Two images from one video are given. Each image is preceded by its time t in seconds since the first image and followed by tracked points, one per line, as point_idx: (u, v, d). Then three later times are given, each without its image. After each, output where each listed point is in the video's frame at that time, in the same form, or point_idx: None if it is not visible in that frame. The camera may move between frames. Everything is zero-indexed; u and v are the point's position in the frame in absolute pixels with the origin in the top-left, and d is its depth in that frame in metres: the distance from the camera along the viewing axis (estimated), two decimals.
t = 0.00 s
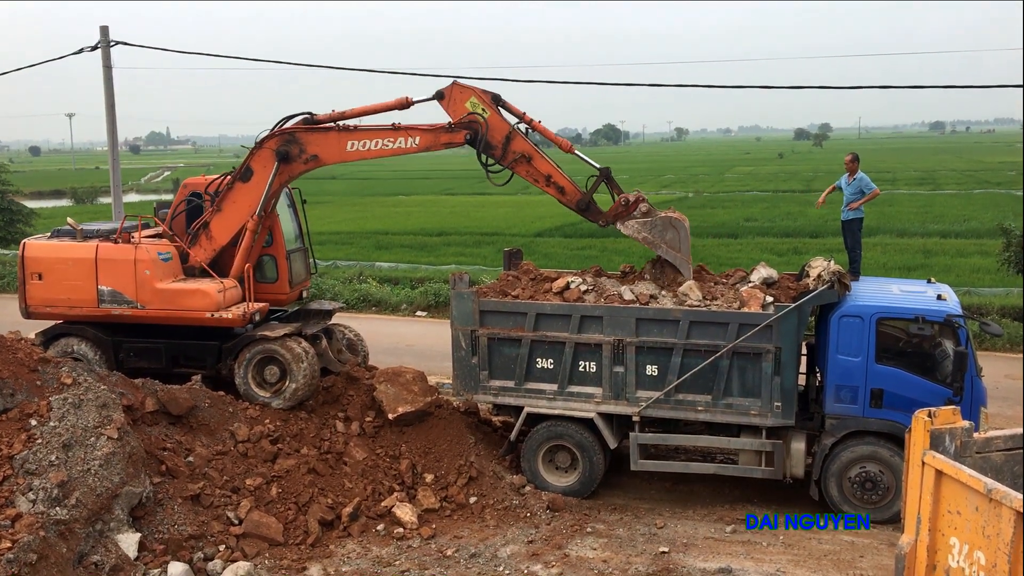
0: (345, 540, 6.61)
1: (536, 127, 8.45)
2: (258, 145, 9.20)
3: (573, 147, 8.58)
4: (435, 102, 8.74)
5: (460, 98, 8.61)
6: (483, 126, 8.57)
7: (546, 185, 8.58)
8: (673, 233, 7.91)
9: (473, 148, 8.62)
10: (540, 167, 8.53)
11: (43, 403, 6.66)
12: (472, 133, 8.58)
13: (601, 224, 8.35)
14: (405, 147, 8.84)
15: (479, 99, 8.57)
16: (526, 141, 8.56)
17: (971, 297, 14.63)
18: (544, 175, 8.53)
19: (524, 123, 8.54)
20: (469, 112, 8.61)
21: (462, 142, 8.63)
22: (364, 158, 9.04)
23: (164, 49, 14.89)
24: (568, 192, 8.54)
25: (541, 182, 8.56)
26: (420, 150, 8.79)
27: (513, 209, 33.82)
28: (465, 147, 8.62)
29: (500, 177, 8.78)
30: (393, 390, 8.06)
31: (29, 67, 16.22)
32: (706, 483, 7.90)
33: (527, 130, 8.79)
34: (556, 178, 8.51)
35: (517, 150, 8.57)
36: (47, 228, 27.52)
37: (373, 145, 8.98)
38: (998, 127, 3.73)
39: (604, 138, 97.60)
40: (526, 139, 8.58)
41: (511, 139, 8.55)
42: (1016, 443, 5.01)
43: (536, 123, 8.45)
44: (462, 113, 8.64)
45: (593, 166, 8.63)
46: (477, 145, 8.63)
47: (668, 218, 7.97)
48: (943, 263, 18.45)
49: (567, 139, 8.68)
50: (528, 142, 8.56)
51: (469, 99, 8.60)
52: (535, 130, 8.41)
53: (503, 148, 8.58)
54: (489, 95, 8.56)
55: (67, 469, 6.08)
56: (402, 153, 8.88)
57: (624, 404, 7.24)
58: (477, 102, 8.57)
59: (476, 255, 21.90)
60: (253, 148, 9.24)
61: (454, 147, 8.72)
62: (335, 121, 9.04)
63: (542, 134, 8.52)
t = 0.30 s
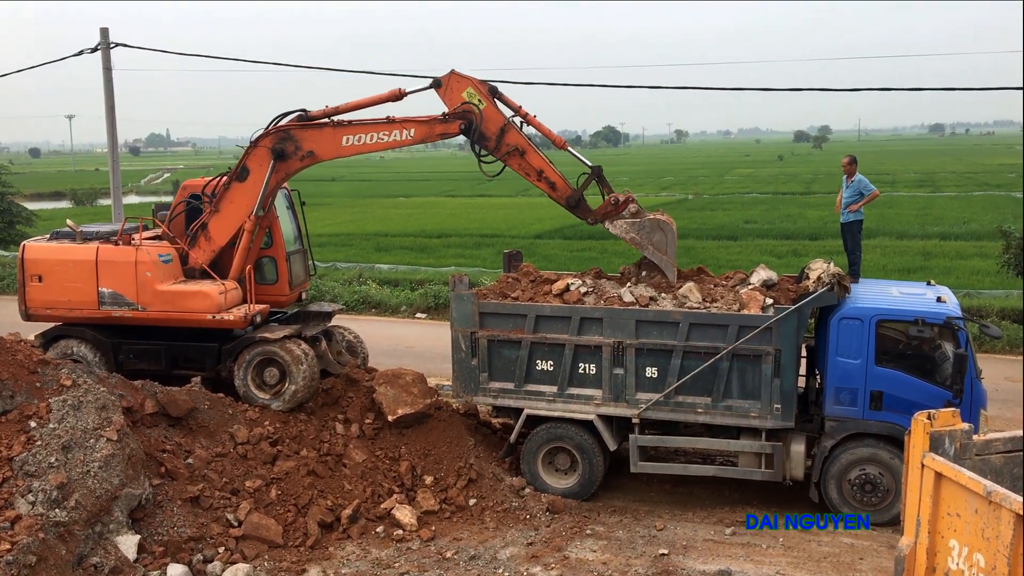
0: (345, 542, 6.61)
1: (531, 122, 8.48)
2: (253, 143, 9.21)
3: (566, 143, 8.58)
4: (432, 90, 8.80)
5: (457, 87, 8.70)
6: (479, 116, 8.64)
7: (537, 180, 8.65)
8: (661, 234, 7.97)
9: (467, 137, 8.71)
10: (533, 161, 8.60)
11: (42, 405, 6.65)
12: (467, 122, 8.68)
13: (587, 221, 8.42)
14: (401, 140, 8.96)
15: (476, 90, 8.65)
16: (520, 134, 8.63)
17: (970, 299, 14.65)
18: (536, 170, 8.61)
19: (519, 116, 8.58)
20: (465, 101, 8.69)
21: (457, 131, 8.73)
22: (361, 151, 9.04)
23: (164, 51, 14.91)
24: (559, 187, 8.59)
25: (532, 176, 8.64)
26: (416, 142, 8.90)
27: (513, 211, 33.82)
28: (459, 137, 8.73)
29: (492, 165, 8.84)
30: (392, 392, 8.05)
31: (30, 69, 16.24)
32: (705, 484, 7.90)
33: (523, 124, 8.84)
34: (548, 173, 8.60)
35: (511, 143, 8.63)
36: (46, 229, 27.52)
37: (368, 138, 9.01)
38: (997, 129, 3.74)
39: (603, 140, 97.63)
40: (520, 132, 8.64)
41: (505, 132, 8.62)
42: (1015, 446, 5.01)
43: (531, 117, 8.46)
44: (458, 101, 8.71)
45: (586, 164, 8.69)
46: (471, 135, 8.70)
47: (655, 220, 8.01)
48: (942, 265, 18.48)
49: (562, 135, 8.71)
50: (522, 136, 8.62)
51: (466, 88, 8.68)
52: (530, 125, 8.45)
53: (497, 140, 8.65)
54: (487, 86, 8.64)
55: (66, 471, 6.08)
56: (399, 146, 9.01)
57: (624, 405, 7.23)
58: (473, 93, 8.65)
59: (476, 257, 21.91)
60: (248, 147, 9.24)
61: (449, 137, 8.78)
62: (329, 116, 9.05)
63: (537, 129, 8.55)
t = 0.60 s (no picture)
0: (345, 545, 6.60)
1: (527, 119, 8.53)
2: (250, 144, 9.21)
3: (561, 143, 8.52)
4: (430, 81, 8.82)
5: (455, 79, 8.73)
6: (475, 110, 8.69)
7: (530, 176, 8.74)
8: (649, 237, 8.12)
9: (463, 130, 8.77)
10: (527, 157, 8.67)
11: (43, 408, 6.66)
12: (463, 115, 8.72)
13: (577, 220, 8.57)
14: (397, 134, 8.98)
15: (474, 83, 8.69)
16: (515, 130, 8.68)
17: (971, 301, 14.66)
18: (530, 166, 8.70)
19: (516, 112, 8.62)
20: (462, 94, 8.73)
21: (453, 124, 8.77)
22: (358, 148, 9.07)
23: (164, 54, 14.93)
24: (551, 184, 8.71)
25: (526, 172, 8.72)
26: (413, 136, 8.95)
27: (513, 213, 33.83)
28: (456, 130, 8.78)
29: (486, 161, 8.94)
30: (393, 394, 8.05)
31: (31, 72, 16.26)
32: (706, 487, 7.90)
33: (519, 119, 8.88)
34: (541, 170, 8.71)
35: (506, 138, 8.68)
36: (46, 232, 27.52)
37: (365, 135, 9.03)
38: (998, 131, 3.75)
39: (603, 142, 97.76)
40: (516, 128, 8.69)
41: (501, 127, 8.67)
42: (1016, 447, 5.01)
43: (528, 115, 8.49)
44: (455, 93, 8.75)
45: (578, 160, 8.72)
46: (467, 128, 8.76)
47: (645, 222, 8.16)
48: (943, 267, 18.46)
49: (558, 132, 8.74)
50: (518, 131, 8.67)
51: (464, 81, 8.71)
52: (526, 122, 8.49)
53: (492, 135, 8.69)
54: (485, 80, 8.68)
55: (67, 474, 6.08)
56: (396, 140, 9.03)
57: (624, 408, 7.23)
58: (472, 86, 8.68)
59: (477, 259, 21.92)
60: (245, 148, 9.25)
61: (445, 130, 8.88)
62: (325, 114, 9.05)
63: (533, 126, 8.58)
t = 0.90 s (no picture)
0: (347, 546, 6.60)
1: (522, 112, 8.57)
2: (247, 143, 9.21)
3: (555, 136, 8.52)
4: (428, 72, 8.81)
5: (453, 69, 8.73)
6: (471, 101, 8.73)
7: (524, 168, 8.83)
8: (641, 233, 8.36)
9: (459, 120, 8.78)
10: (521, 149, 8.75)
11: (44, 410, 6.66)
12: (459, 105, 8.75)
13: (570, 213, 8.70)
14: (395, 127, 9.02)
15: (471, 74, 8.71)
16: (510, 122, 8.71)
17: (972, 300, 14.66)
18: (524, 158, 8.79)
19: (511, 105, 8.66)
20: (458, 84, 8.75)
21: (450, 115, 8.79)
22: (356, 142, 9.10)
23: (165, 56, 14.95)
24: (545, 176, 8.82)
25: (520, 163, 8.81)
26: (410, 129, 8.99)
27: (513, 214, 33.82)
28: (452, 121, 8.80)
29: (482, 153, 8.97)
30: (394, 395, 8.04)
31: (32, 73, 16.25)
32: (707, 487, 7.91)
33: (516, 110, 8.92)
34: (535, 163, 8.80)
35: (501, 130, 8.73)
36: (48, 234, 27.55)
37: (362, 129, 9.05)
38: (1001, 130, 3.75)
39: (604, 142, 97.86)
40: (511, 120, 8.73)
41: (497, 119, 8.71)
42: (1017, 448, 5.01)
43: (523, 108, 8.53)
44: (452, 83, 8.76)
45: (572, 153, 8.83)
46: (462, 118, 8.77)
47: (637, 219, 8.42)
48: (944, 267, 18.45)
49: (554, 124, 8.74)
50: (513, 123, 8.70)
51: (462, 72, 8.72)
52: (521, 115, 8.54)
53: (487, 126, 8.73)
54: (482, 72, 8.72)
55: (69, 475, 6.08)
56: (393, 133, 9.07)
57: (625, 408, 7.23)
58: (468, 77, 8.71)
59: (478, 260, 21.93)
60: (242, 147, 9.24)
61: (442, 121, 8.89)
62: (321, 110, 9.06)
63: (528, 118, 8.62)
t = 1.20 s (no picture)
0: (348, 544, 6.60)
1: (516, 97, 8.60)
2: (243, 139, 9.23)
3: (548, 120, 8.55)
4: (421, 58, 8.86)
5: (447, 54, 8.80)
6: (466, 87, 8.79)
7: (519, 152, 8.86)
8: (636, 217, 8.62)
9: (453, 105, 8.86)
10: (515, 133, 8.79)
11: (46, 408, 6.66)
12: (453, 91, 8.80)
13: (565, 197, 8.79)
14: (390, 116, 9.04)
15: (465, 60, 8.79)
16: (504, 108, 8.77)
17: (973, 299, 14.64)
18: (518, 142, 8.82)
19: (504, 90, 8.70)
20: (452, 70, 8.81)
21: (444, 100, 8.83)
22: (352, 133, 9.14)
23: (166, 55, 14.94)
24: (539, 161, 8.84)
25: (514, 148, 8.84)
26: (405, 117, 9.01)
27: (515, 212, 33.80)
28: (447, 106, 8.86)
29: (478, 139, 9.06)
30: (395, 394, 8.04)
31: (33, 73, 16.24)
32: (708, 486, 7.90)
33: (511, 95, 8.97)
34: (529, 147, 8.84)
35: (495, 115, 8.78)
36: (50, 233, 27.54)
37: (357, 119, 9.09)
38: (1002, 129, 3.73)
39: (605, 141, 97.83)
40: (505, 105, 8.79)
41: (490, 104, 8.76)
42: (1019, 446, 5.00)
43: (516, 92, 8.57)
44: (446, 69, 8.82)
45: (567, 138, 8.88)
46: (456, 103, 8.85)
47: (631, 203, 8.67)
48: (945, 265, 18.43)
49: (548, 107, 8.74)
50: (507, 108, 8.76)
51: (455, 57, 8.80)
52: (514, 99, 8.58)
53: (482, 111, 8.80)
54: (475, 57, 8.80)
55: (71, 474, 6.08)
56: (389, 122, 9.10)
57: (627, 407, 7.22)
58: (462, 62, 8.78)
59: (479, 259, 21.93)
60: (239, 143, 9.26)
61: (437, 107, 8.91)
62: (316, 102, 9.06)
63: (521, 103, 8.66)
